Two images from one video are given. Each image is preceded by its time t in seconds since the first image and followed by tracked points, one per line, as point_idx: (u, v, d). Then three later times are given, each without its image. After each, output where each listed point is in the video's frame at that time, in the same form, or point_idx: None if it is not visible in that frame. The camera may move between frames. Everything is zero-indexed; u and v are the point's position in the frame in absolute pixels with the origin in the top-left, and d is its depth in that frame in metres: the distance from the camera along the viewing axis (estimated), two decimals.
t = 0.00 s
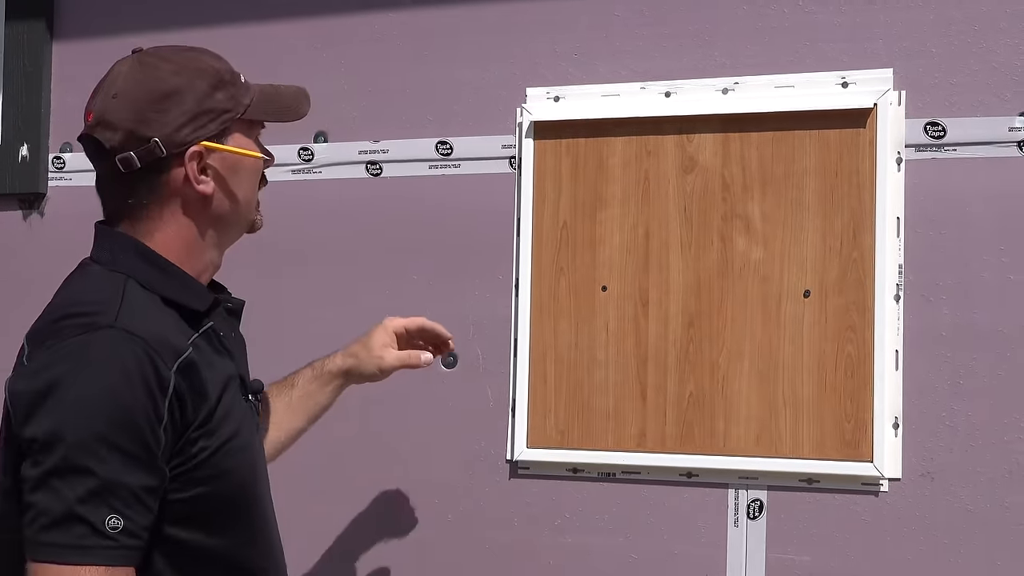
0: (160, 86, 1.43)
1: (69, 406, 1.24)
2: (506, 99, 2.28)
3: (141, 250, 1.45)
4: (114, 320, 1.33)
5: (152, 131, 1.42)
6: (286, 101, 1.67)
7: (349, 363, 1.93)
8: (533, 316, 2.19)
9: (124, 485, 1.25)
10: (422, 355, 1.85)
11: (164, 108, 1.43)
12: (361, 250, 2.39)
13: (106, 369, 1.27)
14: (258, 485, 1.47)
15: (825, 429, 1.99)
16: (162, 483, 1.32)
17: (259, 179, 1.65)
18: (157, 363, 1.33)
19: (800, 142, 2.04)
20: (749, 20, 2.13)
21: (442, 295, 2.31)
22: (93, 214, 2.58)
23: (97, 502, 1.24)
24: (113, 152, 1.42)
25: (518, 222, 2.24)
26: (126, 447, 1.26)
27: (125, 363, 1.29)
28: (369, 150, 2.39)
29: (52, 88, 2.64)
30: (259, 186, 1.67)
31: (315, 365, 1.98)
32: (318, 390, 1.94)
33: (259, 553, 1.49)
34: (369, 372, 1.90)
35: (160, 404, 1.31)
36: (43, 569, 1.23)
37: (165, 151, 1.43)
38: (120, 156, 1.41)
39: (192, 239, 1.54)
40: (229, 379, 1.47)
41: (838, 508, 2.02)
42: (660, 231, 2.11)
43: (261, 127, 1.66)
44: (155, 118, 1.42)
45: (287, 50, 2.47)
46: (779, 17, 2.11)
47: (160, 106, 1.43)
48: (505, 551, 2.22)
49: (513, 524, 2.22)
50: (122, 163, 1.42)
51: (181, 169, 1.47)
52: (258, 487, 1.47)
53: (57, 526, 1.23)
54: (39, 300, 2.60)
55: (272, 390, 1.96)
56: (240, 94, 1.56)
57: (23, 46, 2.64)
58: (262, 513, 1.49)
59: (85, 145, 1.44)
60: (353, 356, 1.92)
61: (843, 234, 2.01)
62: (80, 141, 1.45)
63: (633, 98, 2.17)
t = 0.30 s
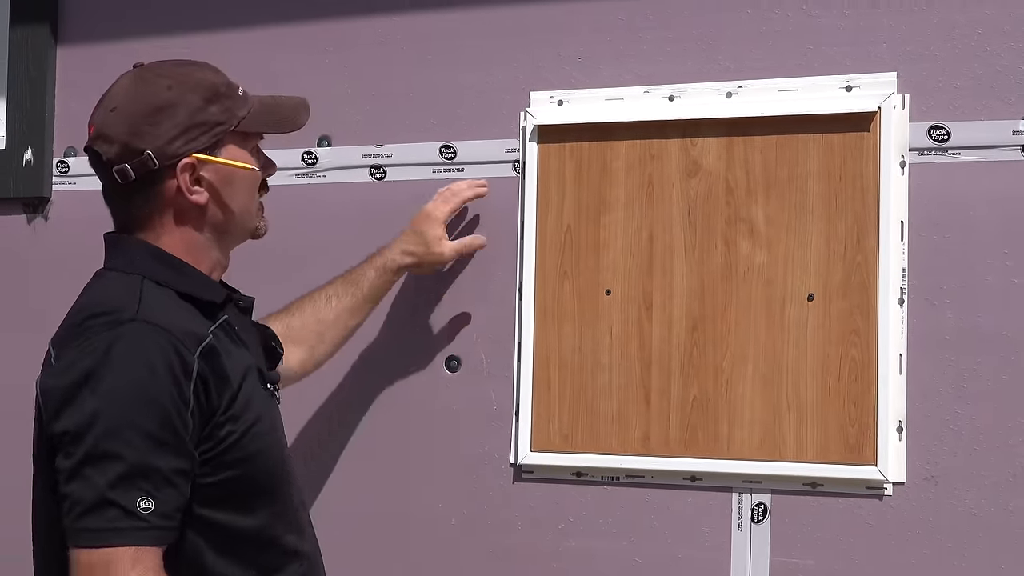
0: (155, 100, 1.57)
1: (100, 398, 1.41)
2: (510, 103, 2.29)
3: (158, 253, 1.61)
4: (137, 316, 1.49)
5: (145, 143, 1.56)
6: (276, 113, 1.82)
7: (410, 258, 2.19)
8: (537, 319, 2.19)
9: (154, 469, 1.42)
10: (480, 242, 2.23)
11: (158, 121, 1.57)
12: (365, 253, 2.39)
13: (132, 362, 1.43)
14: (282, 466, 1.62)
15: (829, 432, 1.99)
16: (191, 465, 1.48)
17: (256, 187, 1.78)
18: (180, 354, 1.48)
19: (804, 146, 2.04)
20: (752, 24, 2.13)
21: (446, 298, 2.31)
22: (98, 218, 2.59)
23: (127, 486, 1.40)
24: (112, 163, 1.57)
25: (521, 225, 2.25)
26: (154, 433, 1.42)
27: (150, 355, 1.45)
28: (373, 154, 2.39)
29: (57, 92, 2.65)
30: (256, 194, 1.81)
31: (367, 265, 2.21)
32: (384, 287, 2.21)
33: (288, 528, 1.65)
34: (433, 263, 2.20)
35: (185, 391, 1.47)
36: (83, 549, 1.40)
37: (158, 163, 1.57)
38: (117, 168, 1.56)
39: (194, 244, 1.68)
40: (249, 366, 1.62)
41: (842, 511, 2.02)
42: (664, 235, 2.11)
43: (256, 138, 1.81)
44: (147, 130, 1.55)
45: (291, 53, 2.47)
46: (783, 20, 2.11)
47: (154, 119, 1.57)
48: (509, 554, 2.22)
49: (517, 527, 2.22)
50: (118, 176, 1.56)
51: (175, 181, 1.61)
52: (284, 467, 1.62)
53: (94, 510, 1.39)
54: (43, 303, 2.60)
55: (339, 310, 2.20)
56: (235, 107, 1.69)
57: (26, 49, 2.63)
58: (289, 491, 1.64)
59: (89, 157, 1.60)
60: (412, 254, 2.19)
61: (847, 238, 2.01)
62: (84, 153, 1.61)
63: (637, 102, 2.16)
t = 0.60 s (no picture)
0: (160, 116, 1.68)
1: (97, 384, 1.53)
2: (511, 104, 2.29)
3: (174, 256, 1.72)
4: (143, 310, 1.61)
5: (150, 157, 1.68)
6: (293, 127, 1.86)
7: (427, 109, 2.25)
8: (538, 321, 2.19)
9: (139, 452, 1.52)
10: (483, 64, 2.24)
11: (161, 137, 1.68)
12: (366, 255, 2.39)
13: (132, 351, 1.55)
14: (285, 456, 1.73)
15: (830, 434, 1.99)
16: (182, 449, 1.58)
17: (267, 199, 1.84)
18: (181, 346, 1.59)
19: (805, 148, 2.04)
20: (753, 25, 2.13)
21: (447, 300, 2.32)
22: (99, 220, 2.59)
23: (111, 466, 1.51)
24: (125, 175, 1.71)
25: (522, 227, 2.25)
26: (145, 419, 1.53)
27: (151, 346, 1.57)
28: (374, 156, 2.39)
29: (59, 94, 2.65)
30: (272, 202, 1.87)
31: (388, 133, 2.26)
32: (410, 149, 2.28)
33: (286, 514, 1.76)
34: (447, 102, 2.24)
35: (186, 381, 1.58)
36: (69, 526, 1.51)
37: (161, 176, 1.69)
38: (128, 180, 1.71)
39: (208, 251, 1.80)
40: (258, 361, 1.73)
41: (844, 514, 2.02)
42: (665, 237, 2.11)
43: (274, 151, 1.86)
44: (152, 146, 1.67)
45: (292, 55, 2.47)
46: (784, 22, 2.11)
47: (157, 135, 1.68)
48: (510, 556, 2.22)
49: (518, 528, 2.22)
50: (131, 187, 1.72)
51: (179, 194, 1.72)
52: (284, 456, 1.73)
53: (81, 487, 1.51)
54: (45, 304, 2.60)
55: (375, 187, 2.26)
56: (242, 122, 1.76)
57: (27, 51, 2.63)
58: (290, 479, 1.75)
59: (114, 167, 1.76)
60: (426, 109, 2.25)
61: (848, 240, 2.01)
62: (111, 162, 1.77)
63: (638, 104, 2.17)
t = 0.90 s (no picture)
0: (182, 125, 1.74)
1: (115, 387, 1.55)
2: (510, 106, 2.29)
3: (200, 262, 1.74)
4: (163, 315, 1.63)
5: (170, 164, 1.74)
6: (315, 134, 1.89)
7: (459, 122, 2.25)
8: (538, 323, 2.19)
9: (156, 456, 1.54)
10: (513, 87, 2.25)
11: (182, 145, 1.73)
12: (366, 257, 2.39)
13: (149, 355, 1.57)
14: (302, 461, 1.72)
15: (830, 436, 1.99)
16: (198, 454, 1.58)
17: (289, 205, 1.88)
18: (198, 351, 1.60)
19: (805, 150, 2.04)
20: (753, 27, 2.13)
21: (447, 302, 2.31)
22: (98, 221, 2.59)
23: (127, 469, 1.53)
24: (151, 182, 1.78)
25: (522, 228, 2.25)
26: (160, 424, 1.54)
27: (169, 351, 1.58)
28: (374, 158, 2.39)
29: (58, 95, 2.65)
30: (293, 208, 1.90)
31: (417, 147, 2.24)
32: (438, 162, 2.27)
33: (301, 520, 1.75)
34: (479, 123, 2.27)
35: (201, 387, 1.58)
36: (86, 529, 1.52)
37: (181, 182, 1.74)
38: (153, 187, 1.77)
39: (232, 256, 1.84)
40: (278, 367, 1.73)
41: (843, 515, 2.02)
42: (665, 239, 2.11)
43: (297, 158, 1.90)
44: (172, 153, 1.73)
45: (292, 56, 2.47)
46: (784, 24, 2.11)
47: (178, 143, 1.73)
48: (509, 557, 2.22)
49: (518, 530, 2.22)
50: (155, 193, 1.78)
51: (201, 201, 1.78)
52: (301, 462, 1.72)
53: (98, 489, 1.52)
54: (45, 306, 2.60)
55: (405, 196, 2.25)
56: (263, 130, 1.81)
57: (26, 52, 2.63)
58: (306, 485, 1.74)
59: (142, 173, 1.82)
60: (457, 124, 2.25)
61: (847, 242, 2.01)
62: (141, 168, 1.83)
63: (638, 105, 2.17)
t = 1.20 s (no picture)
0: (218, 116, 1.72)
1: (122, 390, 1.55)
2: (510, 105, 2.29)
3: (203, 262, 1.73)
4: (169, 317, 1.63)
5: (206, 155, 1.71)
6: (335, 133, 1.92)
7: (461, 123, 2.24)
8: (538, 322, 2.19)
9: (167, 459, 1.53)
10: (516, 92, 2.25)
11: (221, 135, 1.71)
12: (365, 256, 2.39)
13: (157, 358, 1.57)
14: (306, 461, 1.72)
15: (830, 435, 1.99)
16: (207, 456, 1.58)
17: (311, 201, 1.89)
18: (206, 352, 1.60)
19: (805, 149, 2.04)
20: (752, 26, 2.12)
21: (446, 301, 2.31)
22: (98, 220, 2.59)
23: (138, 472, 1.52)
24: (175, 173, 1.72)
25: (522, 228, 2.25)
26: (170, 425, 1.54)
27: (177, 353, 1.58)
28: (374, 157, 2.39)
29: (57, 94, 2.65)
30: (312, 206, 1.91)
31: (415, 146, 2.23)
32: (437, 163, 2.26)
33: (306, 520, 1.75)
34: (479, 125, 2.25)
35: (209, 388, 1.58)
36: (97, 532, 1.52)
37: (217, 173, 1.71)
38: (180, 177, 1.72)
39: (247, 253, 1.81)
40: (282, 368, 1.73)
41: (843, 514, 2.02)
42: (665, 238, 2.11)
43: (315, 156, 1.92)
44: (210, 144, 1.71)
45: (291, 56, 2.47)
46: (784, 24, 2.11)
47: (216, 133, 1.71)
48: (509, 556, 2.22)
49: (518, 529, 2.22)
50: (182, 185, 1.72)
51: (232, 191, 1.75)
52: (305, 462, 1.72)
53: (108, 492, 1.52)
54: (45, 305, 2.60)
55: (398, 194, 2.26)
56: (294, 126, 1.83)
57: (26, 51, 2.63)
58: (311, 485, 1.74)
59: (157, 167, 1.76)
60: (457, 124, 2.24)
61: (847, 241, 2.01)
62: (155, 163, 1.77)
63: (638, 105, 2.16)
